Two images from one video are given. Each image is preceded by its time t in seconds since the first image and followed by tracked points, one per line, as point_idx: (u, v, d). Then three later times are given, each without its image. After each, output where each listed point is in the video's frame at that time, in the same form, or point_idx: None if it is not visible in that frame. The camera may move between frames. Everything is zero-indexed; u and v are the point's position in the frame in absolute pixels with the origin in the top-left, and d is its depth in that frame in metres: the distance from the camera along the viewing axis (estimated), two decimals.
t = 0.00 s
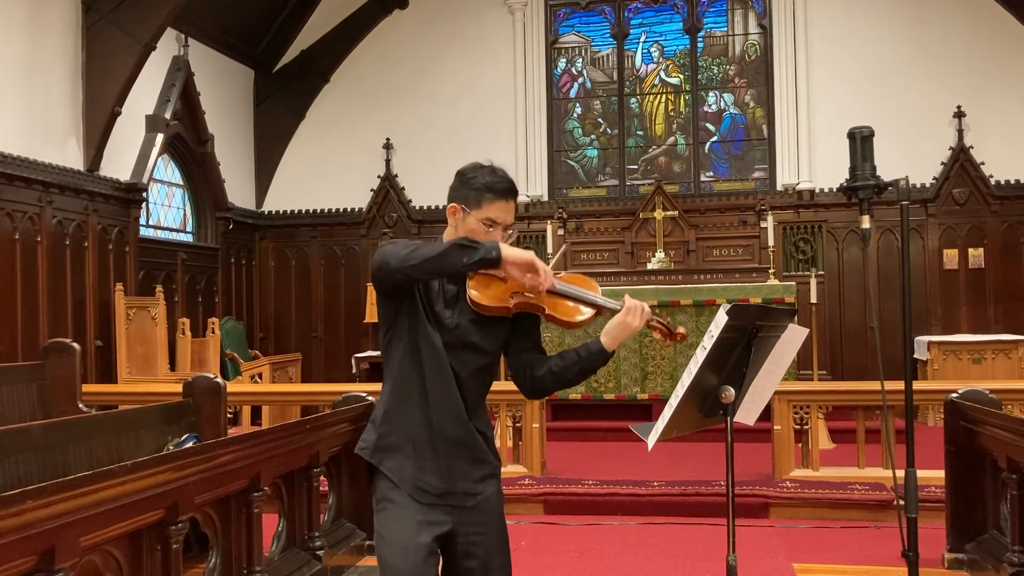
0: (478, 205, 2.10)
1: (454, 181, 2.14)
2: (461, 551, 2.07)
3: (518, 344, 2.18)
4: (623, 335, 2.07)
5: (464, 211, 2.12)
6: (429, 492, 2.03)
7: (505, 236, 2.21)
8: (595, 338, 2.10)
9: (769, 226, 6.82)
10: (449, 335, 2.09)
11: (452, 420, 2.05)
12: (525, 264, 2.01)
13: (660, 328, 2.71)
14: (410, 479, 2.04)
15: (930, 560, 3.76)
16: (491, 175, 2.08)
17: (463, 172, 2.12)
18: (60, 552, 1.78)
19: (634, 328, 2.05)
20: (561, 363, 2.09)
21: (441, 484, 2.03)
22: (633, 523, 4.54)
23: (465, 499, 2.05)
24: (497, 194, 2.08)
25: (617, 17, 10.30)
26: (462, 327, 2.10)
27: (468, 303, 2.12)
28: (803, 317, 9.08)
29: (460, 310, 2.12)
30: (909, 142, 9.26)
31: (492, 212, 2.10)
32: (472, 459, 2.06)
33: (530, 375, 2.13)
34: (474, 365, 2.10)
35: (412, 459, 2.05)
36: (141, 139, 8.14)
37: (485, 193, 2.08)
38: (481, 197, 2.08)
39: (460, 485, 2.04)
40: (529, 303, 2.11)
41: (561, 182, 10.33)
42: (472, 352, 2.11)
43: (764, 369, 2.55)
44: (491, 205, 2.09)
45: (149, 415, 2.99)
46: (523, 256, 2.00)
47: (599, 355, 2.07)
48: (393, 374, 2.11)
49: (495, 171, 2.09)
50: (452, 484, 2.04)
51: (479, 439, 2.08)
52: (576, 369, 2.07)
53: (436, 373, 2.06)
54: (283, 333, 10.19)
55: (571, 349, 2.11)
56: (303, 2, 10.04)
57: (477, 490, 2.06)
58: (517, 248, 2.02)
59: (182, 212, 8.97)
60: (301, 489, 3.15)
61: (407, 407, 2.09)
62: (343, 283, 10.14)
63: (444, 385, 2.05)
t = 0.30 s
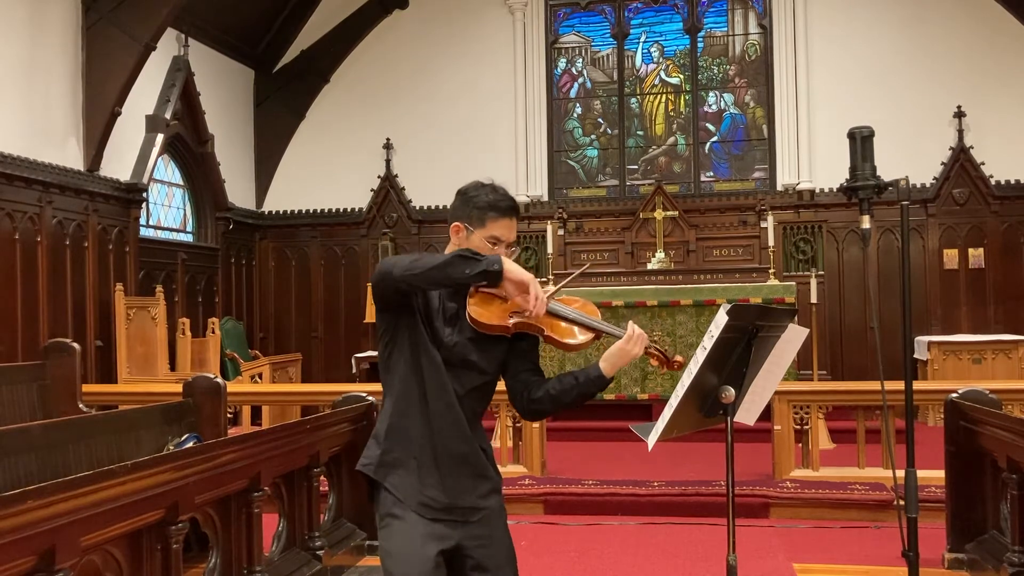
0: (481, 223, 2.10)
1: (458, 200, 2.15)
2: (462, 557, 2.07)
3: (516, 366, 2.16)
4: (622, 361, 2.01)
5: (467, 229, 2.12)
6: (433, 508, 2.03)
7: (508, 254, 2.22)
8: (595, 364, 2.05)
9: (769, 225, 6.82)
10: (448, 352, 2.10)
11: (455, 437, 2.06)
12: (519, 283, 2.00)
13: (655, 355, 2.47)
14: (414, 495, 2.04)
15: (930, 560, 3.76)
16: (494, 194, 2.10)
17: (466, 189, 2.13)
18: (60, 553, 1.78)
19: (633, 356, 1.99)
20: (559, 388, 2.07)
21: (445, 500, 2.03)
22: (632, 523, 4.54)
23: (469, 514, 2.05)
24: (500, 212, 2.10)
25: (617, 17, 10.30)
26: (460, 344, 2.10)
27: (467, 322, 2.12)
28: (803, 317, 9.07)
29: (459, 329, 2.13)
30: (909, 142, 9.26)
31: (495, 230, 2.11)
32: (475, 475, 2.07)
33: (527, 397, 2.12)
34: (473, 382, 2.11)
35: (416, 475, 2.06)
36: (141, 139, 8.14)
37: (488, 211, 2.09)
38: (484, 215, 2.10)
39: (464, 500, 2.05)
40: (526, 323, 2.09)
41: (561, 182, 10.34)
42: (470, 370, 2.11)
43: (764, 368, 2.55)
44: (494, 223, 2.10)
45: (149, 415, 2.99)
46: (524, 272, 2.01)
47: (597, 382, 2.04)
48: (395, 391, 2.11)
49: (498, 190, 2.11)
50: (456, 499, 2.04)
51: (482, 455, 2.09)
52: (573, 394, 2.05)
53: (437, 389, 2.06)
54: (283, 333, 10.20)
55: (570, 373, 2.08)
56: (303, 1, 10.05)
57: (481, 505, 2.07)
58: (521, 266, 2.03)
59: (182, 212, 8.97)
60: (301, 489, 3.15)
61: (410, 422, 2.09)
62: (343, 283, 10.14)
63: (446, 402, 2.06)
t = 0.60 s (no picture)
0: (475, 216, 2.12)
1: (448, 197, 2.17)
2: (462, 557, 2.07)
3: (517, 361, 2.22)
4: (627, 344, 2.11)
5: (461, 224, 2.14)
6: (436, 514, 2.03)
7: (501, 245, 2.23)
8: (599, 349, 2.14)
9: (769, 225, 6.82)
10: (446, 353, 2.12)
11: (456, 441, 2.06)
12: (518, 278, 2.04)
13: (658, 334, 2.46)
14: (416, 502, 2.03)
15: (930, 560, 3.76)
16: (485, 187, 2.13)
17: (457, 185, 2.16)
18: (60, 553, 1.78)
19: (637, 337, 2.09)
20: (564, 377, 2.13)
21: (448, 506, 2.03)
22: (633, 523, 4.54)
23: (472, 519, 2.05)
24: (492, 204, 2.12)
25: (617, 17, 10.30)
26: (458, 342, 2.12)
27: (466, 318, 2.14)
28: (803, 317, 9.07)
29: (455, 327, 2.13)
30: (909, 142, 9.27)
31: (489, 221, 2.13)
32: (476, 479, 2.07)
33: (532, 390, 2.17)
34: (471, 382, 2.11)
35: (418, 481, 2.05)
36: (141, 139, 8.14)
37: (480, 204, 2.11)
38: (476, 208, 2.11)
39: (467, 505, 2.05)
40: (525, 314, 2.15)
41: (561, 182, 10.34)
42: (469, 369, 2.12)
43: (764, 368, 2.55)
44: (488, 214, 2.12)
45: (149, 415, 2.99)
46: (514, 268, 2.03)
47: (602, 366, 2.11)
48: (394, 398, 2.11)
49: (488, 183, 2.14)
50: (458, 504, 2.04)
51: (483, 458, 2.10)
52: (579, 382, 2.11)
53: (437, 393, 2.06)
54: (283, 333, 10.20)
55: (574, 363, 2.14)
56: (303, 2, 10.05)
57: (483, 510, 2.07)
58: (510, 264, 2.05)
59: (182, 212, 8.97)
60: (301, 490, 3.15)
61: (410, 429, 2.09)
62: (343, 283, 10.14)
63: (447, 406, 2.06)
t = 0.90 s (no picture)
0: (453, 188, 2.10)
1: (423, 177, 2.15)
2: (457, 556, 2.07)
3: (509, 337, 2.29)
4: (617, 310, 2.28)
5: (439, 200, 2.10)
6: (427, 514, 2.02)
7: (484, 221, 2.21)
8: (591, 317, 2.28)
9: (769, 225, 6.81)
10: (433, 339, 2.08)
11: (442, 439, 2.04)
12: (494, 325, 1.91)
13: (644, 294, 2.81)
14: (407, 503, 2.02)
15: (930, 560, 3.76)
16: (458, 162, 2.13)
17: (429, 165, 2.15)
18: (60, 553, 1.78)
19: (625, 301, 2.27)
20: (560, 348, 2.24)
21: (439, 504, 2.02)
22: (633, 523, 4.54)
23: (464, 514, 2.04)
24: (468, 175, 2.11)
25: (617, 17, 10.30)
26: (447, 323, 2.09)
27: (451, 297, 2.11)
28: (803, 317, 9.07)
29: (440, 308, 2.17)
30: (909, 142, 9.27)
31: (467, 192, 2.10)
32: (467, 473, 2.06)
33: (527, 365, 2.26)
34: (460, 366, 2.09)
35: (407, 482, 2.04)
36: (141, 139, 8.13)
37: (456, 176, 2.10)
38: (453, 180, 2.10)
39: (459, 501, 2.04)
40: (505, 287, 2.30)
41: (561, 182, 10.34)
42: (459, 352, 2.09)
43: (764, 368, 2.55)
44: (465, 186, 2.10)
45: (149, 415, 2.98)
46: (493, 316, 1.90)
47: (595, 333, 2.23)
48: (378, 400, 2.08)
49: (461, 159, 2.14)
50: (449, 501, 2.03)
51: (472, 452, 2.07)
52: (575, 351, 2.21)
53: (420, 392, 2.04)
54: (283, 333, 10.20)
55: (567, 334, 2.26)
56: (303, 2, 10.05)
57: (476, 503, 2.06)
58: (488, 308, 1.93)
59: (182, 212, 8.97)
60: (301, 490, 3.15)
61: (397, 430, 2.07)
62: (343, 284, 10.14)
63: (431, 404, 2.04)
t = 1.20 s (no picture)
0: (418, 160, 1.99)
1: (384, 153, 2.03)
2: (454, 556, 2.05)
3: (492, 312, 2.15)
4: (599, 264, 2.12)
5: (405, 171, 1.98)
6: (409, 500, 1.89)
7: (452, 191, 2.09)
8: (575, 277, 2.12)
9: (769, 225, 6.81)
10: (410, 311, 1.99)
11: (421, 419, 1.92)
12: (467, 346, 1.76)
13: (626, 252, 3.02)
14: (387, 491, 1.89)
15: (930, 560, 3.76)
16: (419, 134, 2.04)
17: (389, 140, 2.04)
18: (60, 553, 1.78)
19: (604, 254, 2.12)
20: (546, 312, 2.08)
21: (421, 488, 1.90)
22: (633, 523, 4.54)
23: (446, 497, 1.92)
24: (432, 145, 2.01)
25: (617, 17, 10.30)
26: (422, 296, 2.01)
27: (426, 271, 2.02)
28: (803, 317, 9.07)
29: (417, 283, 2.01)
30: (909, 142, 9.26)
31: (433, 162, 2.00)
32: (448, 453, 1.94)
33: (513, 334, 2.09)
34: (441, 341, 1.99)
35: (386, 469, 1.90)
36: (141, 139, 8.13)
37: (420, 146, 2.00)
38: (418, 151, 2.00)
39: (440, 483, 1.92)
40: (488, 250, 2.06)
41: (561, 181, 10.33)
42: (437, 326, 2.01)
43: (764, 369, 2.56)
44: (430, 156, 2.00)
45: (149, 415, 2.98)
46: (464, 336, 1.76)
47: (582, 293, 2.10)
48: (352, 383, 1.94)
49: (422, 130, 2.05)
50: (429, 485, 1.91)
51: (451, 430, 1.95)
52: (562, 313, 2.06)
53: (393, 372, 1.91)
54: (283, 333, 10.20)
55: (553, 297, 2.10)
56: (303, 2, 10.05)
57: (457, 484, 1.94)
58: (461, 326, 1.78)
59: (182, 212, 8.97)
60: (301, 490, 3.15)
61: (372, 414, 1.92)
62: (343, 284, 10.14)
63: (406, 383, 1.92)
